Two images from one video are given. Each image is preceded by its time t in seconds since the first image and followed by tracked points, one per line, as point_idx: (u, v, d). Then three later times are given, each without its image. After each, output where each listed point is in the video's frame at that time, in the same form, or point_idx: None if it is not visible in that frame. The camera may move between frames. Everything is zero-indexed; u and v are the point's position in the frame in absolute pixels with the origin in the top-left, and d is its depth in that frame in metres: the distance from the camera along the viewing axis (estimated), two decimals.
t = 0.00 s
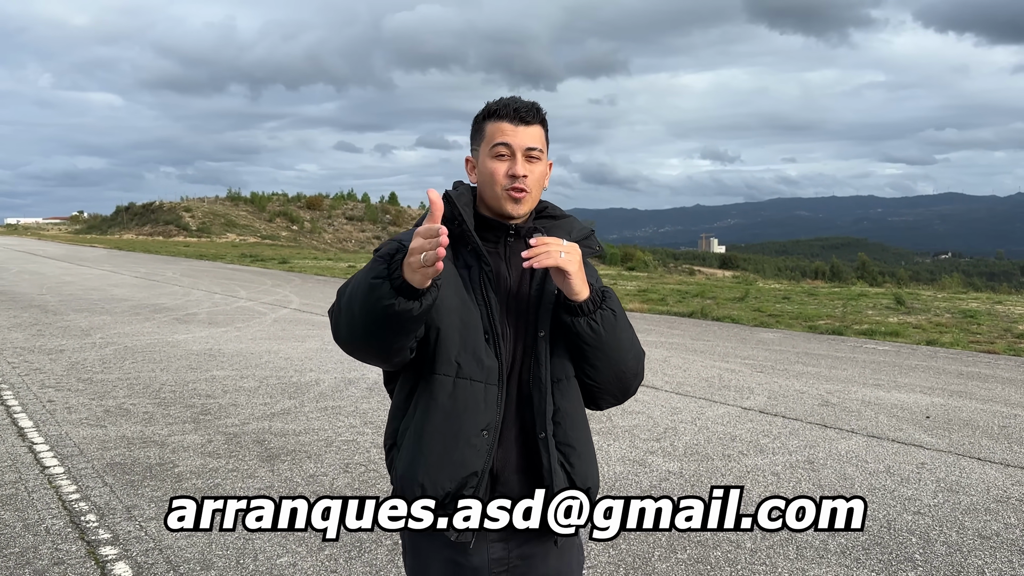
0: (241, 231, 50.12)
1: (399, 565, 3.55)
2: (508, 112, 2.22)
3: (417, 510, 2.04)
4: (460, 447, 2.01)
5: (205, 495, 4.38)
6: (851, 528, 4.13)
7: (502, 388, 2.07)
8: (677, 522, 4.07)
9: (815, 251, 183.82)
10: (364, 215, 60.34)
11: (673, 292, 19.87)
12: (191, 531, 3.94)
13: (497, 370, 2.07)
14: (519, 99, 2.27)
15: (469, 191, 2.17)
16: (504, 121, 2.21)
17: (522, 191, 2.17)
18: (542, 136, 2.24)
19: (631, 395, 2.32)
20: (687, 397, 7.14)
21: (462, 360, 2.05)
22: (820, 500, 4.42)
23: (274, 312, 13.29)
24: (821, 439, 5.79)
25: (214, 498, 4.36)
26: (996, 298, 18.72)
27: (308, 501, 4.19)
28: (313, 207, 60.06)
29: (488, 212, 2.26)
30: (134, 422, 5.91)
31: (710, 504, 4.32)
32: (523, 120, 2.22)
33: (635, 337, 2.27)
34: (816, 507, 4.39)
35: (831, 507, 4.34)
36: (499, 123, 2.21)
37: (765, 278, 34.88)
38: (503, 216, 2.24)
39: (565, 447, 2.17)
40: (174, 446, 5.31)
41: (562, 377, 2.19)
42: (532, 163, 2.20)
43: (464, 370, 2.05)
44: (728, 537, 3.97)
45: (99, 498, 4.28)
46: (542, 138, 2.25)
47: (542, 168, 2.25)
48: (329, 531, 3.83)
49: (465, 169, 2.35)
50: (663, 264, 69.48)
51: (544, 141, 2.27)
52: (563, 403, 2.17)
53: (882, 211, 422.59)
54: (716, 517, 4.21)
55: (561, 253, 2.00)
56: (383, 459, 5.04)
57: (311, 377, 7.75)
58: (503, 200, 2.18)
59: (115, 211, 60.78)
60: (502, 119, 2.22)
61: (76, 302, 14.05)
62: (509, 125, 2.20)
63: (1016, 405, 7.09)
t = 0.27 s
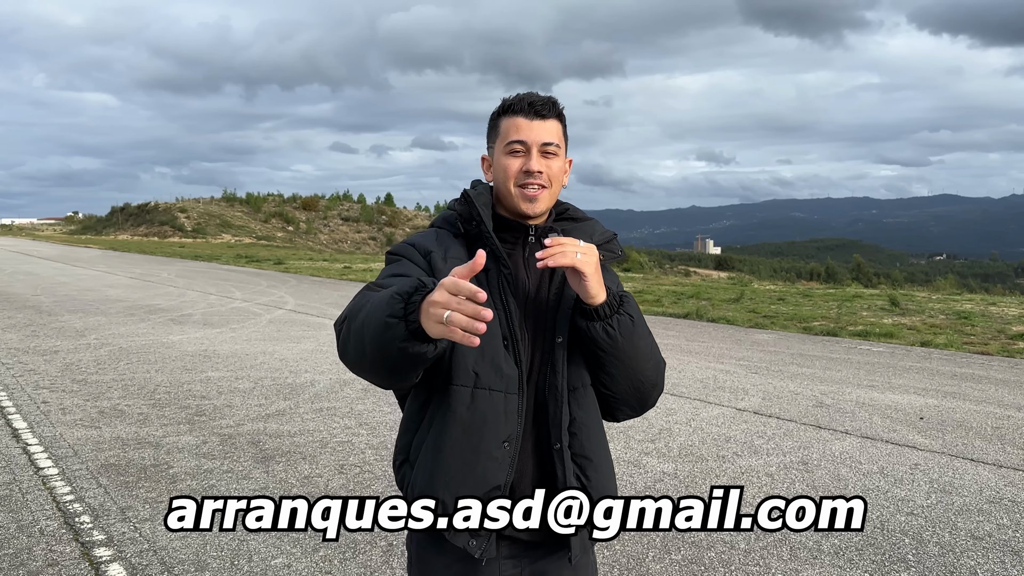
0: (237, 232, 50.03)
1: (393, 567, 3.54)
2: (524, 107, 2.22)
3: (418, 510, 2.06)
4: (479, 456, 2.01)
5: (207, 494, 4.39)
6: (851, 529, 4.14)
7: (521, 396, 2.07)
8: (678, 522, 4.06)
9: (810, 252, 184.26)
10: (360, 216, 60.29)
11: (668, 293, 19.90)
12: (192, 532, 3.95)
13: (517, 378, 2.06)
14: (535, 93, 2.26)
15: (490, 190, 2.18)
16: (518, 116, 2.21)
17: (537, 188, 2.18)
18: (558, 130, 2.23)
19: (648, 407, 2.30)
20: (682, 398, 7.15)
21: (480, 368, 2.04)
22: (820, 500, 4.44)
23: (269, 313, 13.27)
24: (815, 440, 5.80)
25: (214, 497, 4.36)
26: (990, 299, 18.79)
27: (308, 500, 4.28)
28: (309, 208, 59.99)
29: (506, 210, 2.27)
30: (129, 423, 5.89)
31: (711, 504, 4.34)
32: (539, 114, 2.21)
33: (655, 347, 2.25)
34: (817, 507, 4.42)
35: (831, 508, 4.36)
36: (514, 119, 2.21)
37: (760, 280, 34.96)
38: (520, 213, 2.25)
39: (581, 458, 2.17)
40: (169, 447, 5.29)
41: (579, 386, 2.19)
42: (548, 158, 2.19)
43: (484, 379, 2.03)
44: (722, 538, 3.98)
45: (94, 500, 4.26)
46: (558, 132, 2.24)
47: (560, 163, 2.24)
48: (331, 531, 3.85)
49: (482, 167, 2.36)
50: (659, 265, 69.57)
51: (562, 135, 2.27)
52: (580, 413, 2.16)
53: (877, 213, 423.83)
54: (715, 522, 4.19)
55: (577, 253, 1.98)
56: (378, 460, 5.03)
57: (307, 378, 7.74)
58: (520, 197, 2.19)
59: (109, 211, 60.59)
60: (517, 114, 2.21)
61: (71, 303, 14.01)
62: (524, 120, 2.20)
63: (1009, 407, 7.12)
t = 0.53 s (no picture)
0: (232, 233, 49.92)
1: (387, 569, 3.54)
2: (541, 100, 2.24)
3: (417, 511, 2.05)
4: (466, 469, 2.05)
5: (206, 495, 4.40)
6: (851, 529, 4.16)
7: (513, 410, 2.06)
8: (677, 522, 3.99)
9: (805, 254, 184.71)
10: (355, 217, 60.23)
11: (663, 295, 19.95)
12: (191, 531, 3.95)
13: (507, 391, 2.06)
14: (554, 86, 2.28)
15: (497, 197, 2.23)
16: (534, 108, 2.23)
17: (550, 180, 2.19)
18: (576, 123, 2.24)
19: (663, 416, 2.15)
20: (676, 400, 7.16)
21: (469, 382, 2.06)
22: (820, 500, 4.47)
23: (264, 314, 13.24)
24: (808, 441, 5.82)
25: (212, 499, 4.36)
26: (984, 302, 18.86)
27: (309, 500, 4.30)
28: (304, 209, 59.93)
29: (519, 206, 2.29)
30: (123, 424, 5.87)
31: (711, 504, 4.31)
32: (556, 106, 2.22)
33: (668, 347, 2.11)
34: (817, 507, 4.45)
35: (831, 507, 4.39)
36: (530, 111, 2.23)
37: (755, 281, 35.03)
38: (534, 208, 2.25)
39: (584, 470, 2.12)
40: (162, 448, 5.28)
41: (584, 394, 2.14)
42: (563, 151, 2.20)
43: (472, 393, 2.06)
44: (716, 538, 3.99)
45: (87, 501, 4.24)
46: (576, 125, 2.24)
47: (577, 157, 2.24)
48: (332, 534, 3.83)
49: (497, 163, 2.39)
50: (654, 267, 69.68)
51: (580, 129, 2.27)
52: (581, 423, 2.12)
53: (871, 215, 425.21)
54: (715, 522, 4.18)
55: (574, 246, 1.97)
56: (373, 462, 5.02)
57: (301, 380, 7.72)
58: (533, 189, 2.20)
59: (104, 212, 60.41)
60: (534, 105, 2.23)
61: (65, 305, 13.96)
62: (541, 111, 2.22)
63: (1002, 408, 7.15)
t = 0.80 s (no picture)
0: (228, 234, 49.84)
1: (383, 570, 3.53)
2: (538, 94, 2.24)
3: (418, 510, 2.21)
4: (420, 478, 2.19)
5: (206, 494, 4.40)
6: (851, 528, 4.18)
7: (454, 424, 2.16)
8: (677, 522, 3.89)
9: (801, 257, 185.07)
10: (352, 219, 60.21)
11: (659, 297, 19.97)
12: (191, 532, 3.96)
13: (451, 404, 2.17)
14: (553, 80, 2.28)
15: (469, 205, 2.35)
16: (530, 102, 2.23)
17: (545, 175, 2.18)
18: (571, 120, 2.23)
19: (662, 415, 2.03)
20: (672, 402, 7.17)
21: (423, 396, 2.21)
22: (820, 500, 4.49)
23: (260, 316, 13.22)
24: (804, 443, 5.83)
25: (213, 499, 4.36)
26: (979, 304, 18.91)
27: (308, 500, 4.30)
28: (300, 211, 59.88)
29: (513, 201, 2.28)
30: (119, 426, 5.86)
31: (711, 504, 4.17)
32: (553, 100, 2.22)
33: (663, 340, 2.00)
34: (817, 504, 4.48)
35: (831, 507, 4.41)
36: (527, 104, 2.23)
37: (751, 284, 35.12)
38: (527, 202, 2.24)
39: (577, 479, 2.07)
40: (158, 450, 5.27)
41: (578, 399, 2.07)
42: (559, 146, 2.19)
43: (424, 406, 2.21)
44: (711, 540, 3.99)
45: (83, 503, 4.23)
46: (572, 122, 2.24)
47: (572, 154, 2.23)
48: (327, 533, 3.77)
49: (491, 158, 2.38)
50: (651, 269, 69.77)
51: (576, 126, 2.27)
52: (573, 432, 2.06)
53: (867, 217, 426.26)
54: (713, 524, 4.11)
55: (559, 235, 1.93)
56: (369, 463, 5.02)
57: (297, 381, 7.71)
58: (527, 183, 2.20)
59: (100, 214, 60.28)
60: (531, 99, 2.23)
61: (60, 306, 13.92)
62: (537, 105, 2.21)
63: (997, 410, 7.17)
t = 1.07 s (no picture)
0: (227, 236, 49.85)
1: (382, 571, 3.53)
2: (512, 109, 2.22)
3: (418, 510, 2.25)
4: (399, 474, 2.30)
5: (207, 494, 4.43)
6: (848, 527, 4.24)
7: (429, 427, 2.25)
8: (677, 522, 4.13)
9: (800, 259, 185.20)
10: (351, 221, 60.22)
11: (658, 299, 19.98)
12: (191, 532, 3.98)
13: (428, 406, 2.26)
14: (526, 89, 2.24)
15: (453, 215, 2.43)
16: (503, 120, 2.22)
17: (525, 197, 2.20)
18: (548, 132, 2.21)
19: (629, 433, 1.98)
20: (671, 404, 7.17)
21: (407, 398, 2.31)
22: (818, 500, 4.56)
23: (259, 317, 13.22)
24: (802, 445, 5.83)
25: (212, 498, 4.38)
26: (977, 306, 18.94)
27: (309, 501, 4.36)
28: (299, 212, 59.90)
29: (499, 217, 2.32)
30: (118, 427, 5.85)
31: (711, 504, 4.41)
32: (526, 116, 2.20)
33: (630, 360, 1.94)
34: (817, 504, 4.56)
35: (831, 507, 4.48)
36: (501, 123, 2.22)
37: (750, 286, 35.15)
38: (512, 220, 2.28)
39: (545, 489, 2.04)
40: (158, 451, 5.26)
41: (547, 413, 2.04)
42: (535, 164, 2.19)
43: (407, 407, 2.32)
44: (710, 542, 3.99)
45: (83, 504, 4.23)
46: (549, 133, 2.22)
47: (552, 166, 2.23)
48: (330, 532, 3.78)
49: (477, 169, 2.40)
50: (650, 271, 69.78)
51: (555, 136, 2.24)
52: (542, 444, 2.04)
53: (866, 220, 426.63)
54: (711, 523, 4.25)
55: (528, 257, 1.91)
56: (368, 465, 5.02)
57: (297, 383, 7.71)
58: (507, 204, 2.23)
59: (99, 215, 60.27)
60: (505, 117, 2.22)
61: (59, 308, 13.91)
62: (511, 123, 2.20)
63: (995, 413, 7.17)
